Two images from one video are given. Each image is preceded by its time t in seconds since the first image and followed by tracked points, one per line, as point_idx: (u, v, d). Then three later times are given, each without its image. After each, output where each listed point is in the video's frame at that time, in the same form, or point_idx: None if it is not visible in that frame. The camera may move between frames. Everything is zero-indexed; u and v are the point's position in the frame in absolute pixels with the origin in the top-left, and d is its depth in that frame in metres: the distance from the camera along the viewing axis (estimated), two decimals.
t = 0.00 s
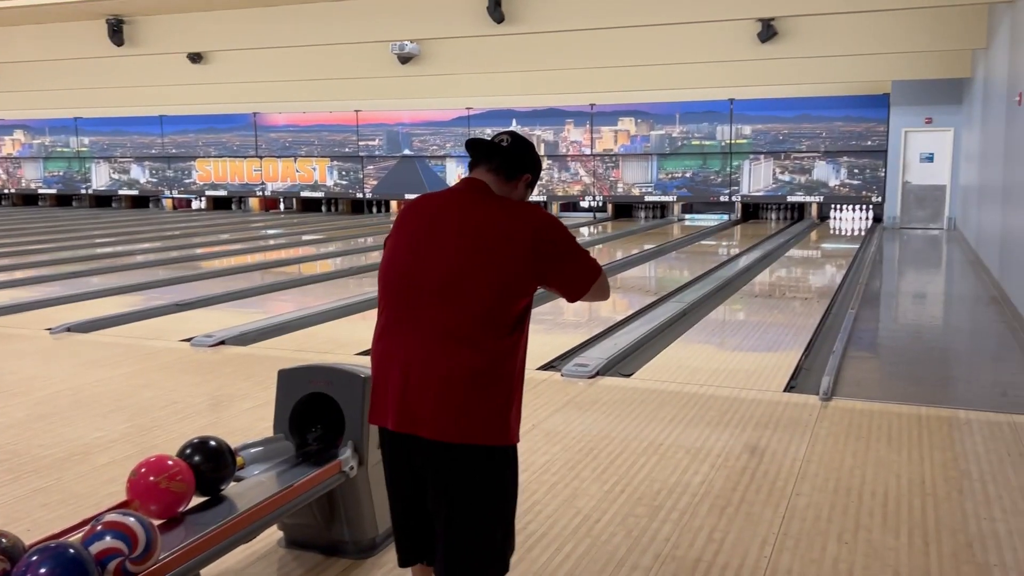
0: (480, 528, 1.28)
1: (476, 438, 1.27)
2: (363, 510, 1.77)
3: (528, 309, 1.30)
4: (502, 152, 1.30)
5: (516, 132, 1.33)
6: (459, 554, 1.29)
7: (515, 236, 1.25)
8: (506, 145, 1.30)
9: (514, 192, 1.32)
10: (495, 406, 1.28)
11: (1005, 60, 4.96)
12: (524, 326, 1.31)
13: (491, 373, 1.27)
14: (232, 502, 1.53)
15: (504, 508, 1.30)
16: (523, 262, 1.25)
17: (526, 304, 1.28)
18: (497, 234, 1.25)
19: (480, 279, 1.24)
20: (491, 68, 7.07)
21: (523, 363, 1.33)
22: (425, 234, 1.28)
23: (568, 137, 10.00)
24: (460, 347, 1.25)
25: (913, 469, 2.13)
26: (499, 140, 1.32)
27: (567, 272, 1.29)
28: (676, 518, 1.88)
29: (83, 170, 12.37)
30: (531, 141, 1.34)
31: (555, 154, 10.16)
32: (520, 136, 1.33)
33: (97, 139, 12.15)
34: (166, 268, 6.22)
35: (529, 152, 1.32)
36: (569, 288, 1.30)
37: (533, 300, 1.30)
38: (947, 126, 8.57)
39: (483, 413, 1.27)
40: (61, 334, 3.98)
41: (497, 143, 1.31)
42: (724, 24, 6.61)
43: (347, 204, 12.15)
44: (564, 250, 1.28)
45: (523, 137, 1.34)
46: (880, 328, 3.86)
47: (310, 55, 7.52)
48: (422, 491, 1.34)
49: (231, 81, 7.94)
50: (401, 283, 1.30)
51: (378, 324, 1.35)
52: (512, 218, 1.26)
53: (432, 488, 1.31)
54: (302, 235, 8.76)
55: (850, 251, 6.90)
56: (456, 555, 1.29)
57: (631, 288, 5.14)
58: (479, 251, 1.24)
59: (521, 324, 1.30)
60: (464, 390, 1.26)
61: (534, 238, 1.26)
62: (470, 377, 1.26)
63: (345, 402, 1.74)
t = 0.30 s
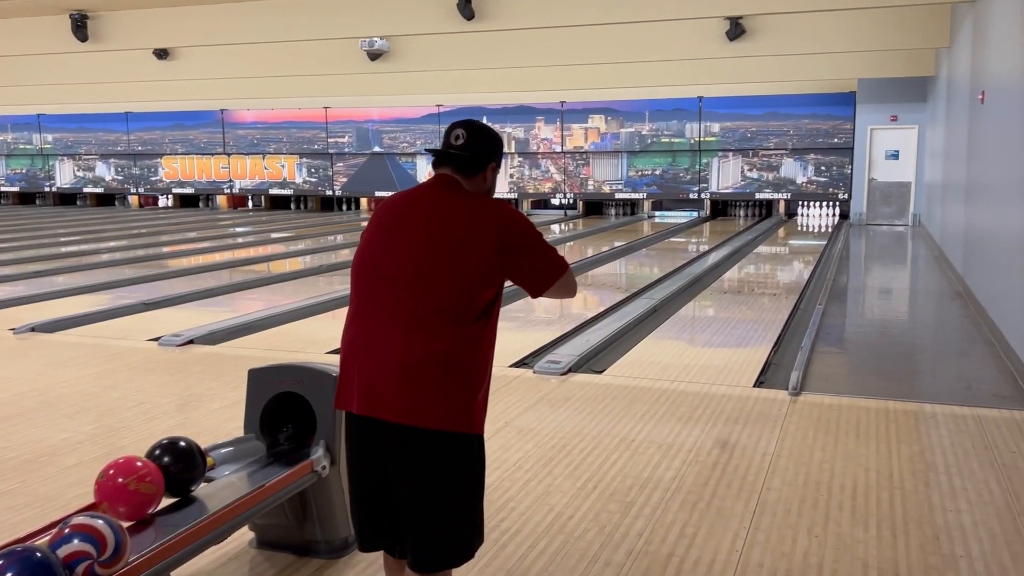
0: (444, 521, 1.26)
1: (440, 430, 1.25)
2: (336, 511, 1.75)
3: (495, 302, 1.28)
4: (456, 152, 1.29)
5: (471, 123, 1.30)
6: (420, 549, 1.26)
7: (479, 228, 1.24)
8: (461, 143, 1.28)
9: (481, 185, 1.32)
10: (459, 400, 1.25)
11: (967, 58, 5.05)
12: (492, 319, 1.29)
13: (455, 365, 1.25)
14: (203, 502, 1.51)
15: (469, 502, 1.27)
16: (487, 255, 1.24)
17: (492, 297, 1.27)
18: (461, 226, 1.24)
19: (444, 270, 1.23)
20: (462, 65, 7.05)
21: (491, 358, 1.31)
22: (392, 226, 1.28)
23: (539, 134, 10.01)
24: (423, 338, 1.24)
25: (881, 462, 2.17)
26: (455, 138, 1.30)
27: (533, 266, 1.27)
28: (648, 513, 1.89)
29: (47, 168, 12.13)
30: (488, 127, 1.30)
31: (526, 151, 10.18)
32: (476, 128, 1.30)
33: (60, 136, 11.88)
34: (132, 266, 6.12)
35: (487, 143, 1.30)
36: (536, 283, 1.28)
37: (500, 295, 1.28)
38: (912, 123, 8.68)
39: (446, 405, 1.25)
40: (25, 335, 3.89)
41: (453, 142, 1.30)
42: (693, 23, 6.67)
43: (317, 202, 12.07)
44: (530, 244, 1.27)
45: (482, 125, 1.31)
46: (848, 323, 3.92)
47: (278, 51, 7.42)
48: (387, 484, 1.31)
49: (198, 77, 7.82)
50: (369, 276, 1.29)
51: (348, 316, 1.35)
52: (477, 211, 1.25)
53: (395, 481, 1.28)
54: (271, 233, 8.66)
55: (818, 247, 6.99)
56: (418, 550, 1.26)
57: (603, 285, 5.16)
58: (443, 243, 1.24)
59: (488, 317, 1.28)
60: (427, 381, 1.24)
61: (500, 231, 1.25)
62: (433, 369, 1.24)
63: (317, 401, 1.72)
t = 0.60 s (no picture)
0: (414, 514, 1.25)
1: (408, 424, 1.24)
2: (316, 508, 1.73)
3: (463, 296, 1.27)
4: (424, 153, 1.27)
5: (434, 119, 1.27)
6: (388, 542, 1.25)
7: (449, 221, 1.23)
8: (430, 144, 1.26)
9: (451, 179, 1.30)
10: (427, 393, 1.24)
11: (942, 56, 5.11)
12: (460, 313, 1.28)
13: (424, 358, 1.24)
14: (181, 500, 1.49)
15: (437, 494, 1.27)
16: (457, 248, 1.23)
17: (461, 291, 1.26)
18: (431, 220, 1.23)
19: (414, 261, 1.22)
20: (441, 60, 7.02)
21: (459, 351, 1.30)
22: (363, 219, 1.27)
23: (517, 130, 10.01)
24: (392, 330, 1.22)
25: (860, 456, 2.19)
26: (420, 136, 1.27)
27: (502, 261, 1.26)
28: (629, 508, 1.90)
29: (19, 163, 11.94)
30: (453, 120, 1.28)
31: (505, 147, 10.16)
32: (441, 123, 1.27)
33: (33, 130, 11.76)
34: (107, 263, 6.03)
35: (453, 137, 1.27)
36: (504, 278, 1.27)
37: (469, 288, 1.28)
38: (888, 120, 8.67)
39: (415, 398, 1.24)
40: None
41: (418, 140, 1.27)
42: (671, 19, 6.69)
43: (294, 198, 11.98)
44: (499, 238, 1.26)
45: (446, 118, 1.28)
46: (824, 318, 3.96)
47: (255, 45, 7.35)
48: (355, 478, 1.29)
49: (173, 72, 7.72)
50: (340, 268, 1.28)
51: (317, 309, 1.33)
52: (445, 204, 1.24)
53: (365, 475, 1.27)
54: (248, 229, 8.57)
55: (794, 243, 7.06)
56: (385, 543, 1.25)
57: (582, 281, 5.17)
58: (412, 236, 1.22)
59: (456, 311, 1.27)
60: (396, 374, 1.23)
61: (469, 224, 1.24)
62: (402, 361, 1.23)
63: (297, 399, 1.70)
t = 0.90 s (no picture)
0: (388, 516, 1.24)
1: (386, 424, 1.22)
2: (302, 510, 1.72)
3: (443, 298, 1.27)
4: (405, 157, 1.26)
5: (412, 121, 1.26)
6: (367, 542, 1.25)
7: (431, 221, 1.23)
8: (410, 147, 1.25)
9: (434, 180, 1.30)
10: (407, 393, 1.23)
11: (928, 58, 5.14)
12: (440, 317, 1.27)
13: (405, 358, 1.23)
14: (165, 503, 1.47)
15: (410, 495, 1.26)
16: (439, 249, 1.23)
17: (441, 292, 1.25)
18: (413, 220, 1.22)
19: (395, 260, 1.21)
20: (428, 60, 7.00)
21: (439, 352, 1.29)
22: (347, 218, 1.26)
23: (505, 130, 9.98)
24: (373, 330, 1.21)
25: (846, 457, 2.19)
26: (400, 141, 1.26)
27: (483, 263, 1.26)
28: (616, 509, 1.89)
29: (4, 162, 11.83)
30: (430, 120, 1.27)
31: (492, 147, 10.15)
32: (418, 124, 1.26)
33: (17, 129, 11.66)
34: (92, 262, 5.98)
35: (432, 138, 1.26)
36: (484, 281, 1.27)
37: (449, 291, 1.27)
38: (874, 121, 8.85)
39: (395, 397, 1.23)
40: None
41: (398, 144, 1.26)
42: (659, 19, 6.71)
43: (281, 197, 11.93)
44: (479, 239, 1.25)
45: (423, 118, 1.27)
46: (811, 319, 3.98)
47: (242, 44, 7.31)
48: (331, 480, 1.28)
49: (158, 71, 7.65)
50: (322, 266, 1.27)
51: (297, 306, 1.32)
52: (427, 205, 1.23)
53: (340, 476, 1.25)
54: (235, 229, 8.52)
55: (781, 243, 7.09)
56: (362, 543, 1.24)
57: (569, 281, 5.17)
58: (396, 235, 1.22)
59: (437, 314, 1.26)
60: (375, 374, 1.22)
61: (451, 226, 1.24)
62: (382, 361, 1.22)
63: (282, 400, 1.69)
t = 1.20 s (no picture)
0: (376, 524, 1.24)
1: (372, 430, 1.22)
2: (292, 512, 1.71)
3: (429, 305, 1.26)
4: (390, 159, 1.25)
5: (397, 122, 1.25)
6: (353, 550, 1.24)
7: (417, 227, 1.22)
8: (395, 149, 1.25)
9: (420, 180, 1.29)
10: (393, 401, 1.23)
11: (920, 60, 5.16)
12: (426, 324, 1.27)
13: (390, 364, 1.22)
14: (153, 506, 1.46)
15: (397, 502, 1.25)
16: (425, 254, 1.22)
17: (427, 299, 1.25)
18: (399, 225, 1.21)
19: (381, 266, 1.20)
20: (421, 61, 6.98)
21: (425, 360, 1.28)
22: (332, 221, 1.24)
23: (498, 132, 9.99)
24: (359, 337, 1.20)
25: (837, 459, 2.20)
26: (385, 142, 1.26)
27: (468, 270, 1.25)
28: (607, 512, 1.89)
29: None
30: (416, 121, 1.26)
31: (485, 148, 10.14)
32: (403, 125, 1.25)
33: (8, 129, 11.60)
34: (82, 263, 5.94)
35: (418, 139, 1.26)
36: (469, 289, 1.26)
37: (434, 297, 1.26)
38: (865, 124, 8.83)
39: (381, 404, 1.22)
40: None
41: (383, 146, 1.26)
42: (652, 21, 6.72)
43: (273, 197, 11.90)
44: (464, 245, 1.25)
45: (408, 119, 1.26)
46: (803, 321, 3.99)
47: (234, 44, 7.28)
48: (319, 487, 1.27)
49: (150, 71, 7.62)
50: (307, 270, 1.25)
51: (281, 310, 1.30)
52: (413, 211, 1.22)
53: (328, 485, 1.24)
54: (226, 229, 8.48)
55: (773, 246, 7.11)
56: (348, 552, 1.23)
57: (561, 282, 5.17)
58: (381, 240, 1.20)
59: (422, 322, 1.26)
60: (361, 381, 1.21)
61: (437, 231, 1.23)
62: (368, 367, 1.21)
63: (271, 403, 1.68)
